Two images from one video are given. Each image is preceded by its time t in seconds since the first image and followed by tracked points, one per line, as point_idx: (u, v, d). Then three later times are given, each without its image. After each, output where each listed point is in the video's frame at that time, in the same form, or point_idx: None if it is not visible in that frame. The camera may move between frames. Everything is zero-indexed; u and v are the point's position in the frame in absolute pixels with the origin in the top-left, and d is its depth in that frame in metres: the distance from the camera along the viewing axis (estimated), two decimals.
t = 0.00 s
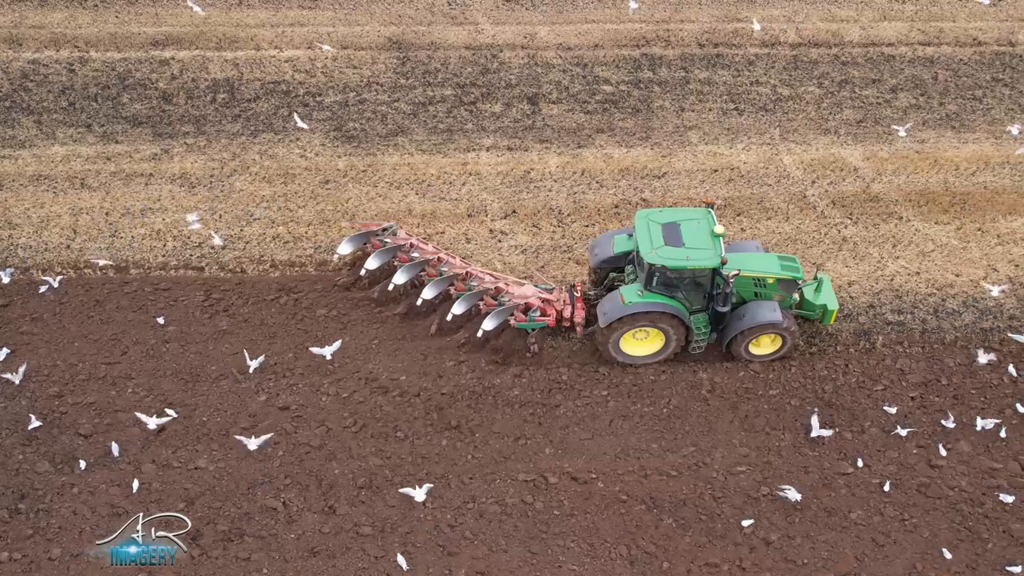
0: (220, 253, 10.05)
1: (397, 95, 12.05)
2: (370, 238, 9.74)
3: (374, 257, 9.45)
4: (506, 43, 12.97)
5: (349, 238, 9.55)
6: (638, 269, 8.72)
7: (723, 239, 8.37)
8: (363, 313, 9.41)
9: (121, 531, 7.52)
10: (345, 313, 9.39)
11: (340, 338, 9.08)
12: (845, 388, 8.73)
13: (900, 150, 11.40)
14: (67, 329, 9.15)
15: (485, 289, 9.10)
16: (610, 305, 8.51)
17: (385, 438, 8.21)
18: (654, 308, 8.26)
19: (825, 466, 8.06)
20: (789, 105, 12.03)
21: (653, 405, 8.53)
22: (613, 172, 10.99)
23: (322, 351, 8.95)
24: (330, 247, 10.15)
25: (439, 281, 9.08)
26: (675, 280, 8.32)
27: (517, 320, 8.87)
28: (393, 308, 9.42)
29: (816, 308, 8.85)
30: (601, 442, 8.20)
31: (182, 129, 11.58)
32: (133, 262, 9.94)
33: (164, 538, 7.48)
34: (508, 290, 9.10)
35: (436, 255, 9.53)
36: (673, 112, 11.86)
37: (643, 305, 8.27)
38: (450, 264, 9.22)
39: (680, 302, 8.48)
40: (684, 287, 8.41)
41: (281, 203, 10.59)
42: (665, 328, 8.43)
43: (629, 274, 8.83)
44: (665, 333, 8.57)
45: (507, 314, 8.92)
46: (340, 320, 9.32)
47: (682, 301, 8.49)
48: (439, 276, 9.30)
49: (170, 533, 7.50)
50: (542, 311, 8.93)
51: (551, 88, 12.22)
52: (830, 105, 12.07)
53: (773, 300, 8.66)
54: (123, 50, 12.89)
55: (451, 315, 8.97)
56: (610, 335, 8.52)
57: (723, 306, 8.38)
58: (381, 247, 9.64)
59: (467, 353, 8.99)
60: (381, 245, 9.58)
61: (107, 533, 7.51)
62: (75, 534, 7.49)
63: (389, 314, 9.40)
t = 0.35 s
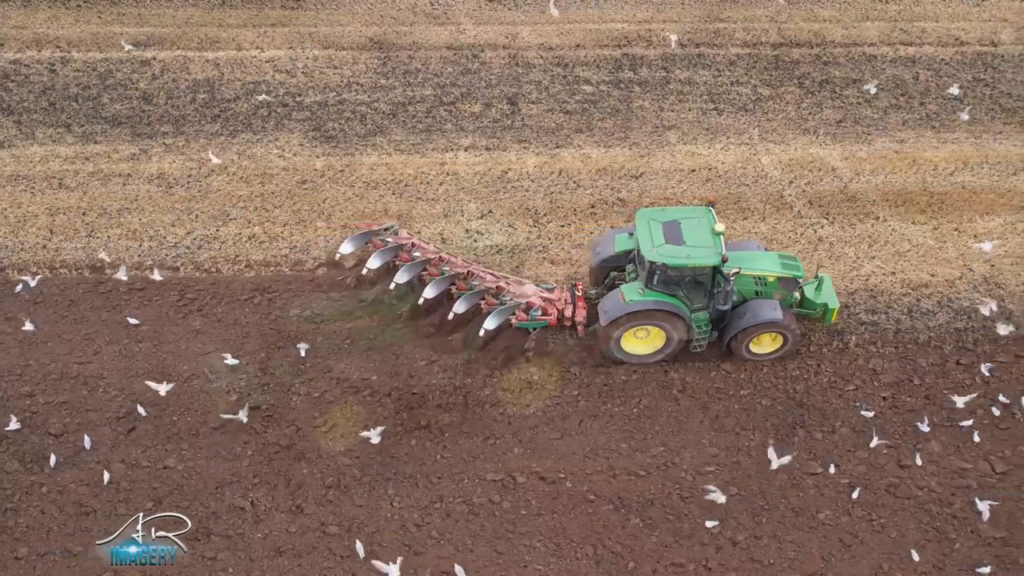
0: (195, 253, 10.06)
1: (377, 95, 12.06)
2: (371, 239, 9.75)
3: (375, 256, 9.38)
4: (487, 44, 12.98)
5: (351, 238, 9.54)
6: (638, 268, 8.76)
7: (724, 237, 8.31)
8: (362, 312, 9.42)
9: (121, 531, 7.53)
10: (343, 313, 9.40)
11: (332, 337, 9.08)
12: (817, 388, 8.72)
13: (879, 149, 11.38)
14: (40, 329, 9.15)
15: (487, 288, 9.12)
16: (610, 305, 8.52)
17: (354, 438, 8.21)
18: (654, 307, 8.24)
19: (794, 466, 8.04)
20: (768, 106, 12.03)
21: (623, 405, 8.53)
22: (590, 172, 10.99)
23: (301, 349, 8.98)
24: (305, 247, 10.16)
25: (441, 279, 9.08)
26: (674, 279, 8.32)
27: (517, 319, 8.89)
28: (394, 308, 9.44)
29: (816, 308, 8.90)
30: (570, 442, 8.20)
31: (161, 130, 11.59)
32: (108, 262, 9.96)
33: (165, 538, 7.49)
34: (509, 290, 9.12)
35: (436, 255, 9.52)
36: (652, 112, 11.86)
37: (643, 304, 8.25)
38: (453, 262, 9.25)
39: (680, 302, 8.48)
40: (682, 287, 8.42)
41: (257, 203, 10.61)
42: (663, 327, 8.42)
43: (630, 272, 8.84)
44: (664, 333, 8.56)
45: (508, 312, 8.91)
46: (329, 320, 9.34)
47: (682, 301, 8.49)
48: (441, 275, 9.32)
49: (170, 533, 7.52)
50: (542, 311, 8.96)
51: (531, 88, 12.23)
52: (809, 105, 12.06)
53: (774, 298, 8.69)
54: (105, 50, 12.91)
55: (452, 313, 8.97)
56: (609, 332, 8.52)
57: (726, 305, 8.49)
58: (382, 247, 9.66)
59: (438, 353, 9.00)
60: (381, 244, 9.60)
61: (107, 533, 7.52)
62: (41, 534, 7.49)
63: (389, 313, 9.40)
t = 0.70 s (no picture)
0: (178, 278, 10.41)
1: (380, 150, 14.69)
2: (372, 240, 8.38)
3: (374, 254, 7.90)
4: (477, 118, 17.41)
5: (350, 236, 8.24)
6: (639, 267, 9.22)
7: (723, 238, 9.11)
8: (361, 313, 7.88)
9: (120, 531, 6.93)
10: (336, 314, 7.82)
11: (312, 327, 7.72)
12: (787, 388, 8.79)
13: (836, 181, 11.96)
14: (23, 326, 9.56)
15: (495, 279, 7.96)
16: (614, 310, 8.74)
17: (349, 430, 7.50)
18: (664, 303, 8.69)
19: (762, 466, 7.86)
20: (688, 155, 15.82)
21: (595, 408, 8.50)
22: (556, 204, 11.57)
23: (302, 348, 7.91)
24: (287, 272, 10.51)
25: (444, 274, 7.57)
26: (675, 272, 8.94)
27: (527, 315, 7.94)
28: (397, 306, 7.91)
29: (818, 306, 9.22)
30: (542, 441, 8.09)
31: (148, 157, 12.13)
32: (90, 284, 10.21)
33: (162, 538, 6.85)
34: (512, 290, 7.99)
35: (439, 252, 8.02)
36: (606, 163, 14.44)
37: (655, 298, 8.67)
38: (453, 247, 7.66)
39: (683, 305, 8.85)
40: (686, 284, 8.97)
41: (233, 204, 11.52)
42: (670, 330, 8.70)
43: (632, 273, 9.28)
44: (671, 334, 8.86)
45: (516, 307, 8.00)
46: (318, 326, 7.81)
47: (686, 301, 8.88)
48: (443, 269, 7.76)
49: (167, 534, 6.88)
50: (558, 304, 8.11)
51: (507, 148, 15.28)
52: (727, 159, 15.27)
53: (774, 298, 9.07)
54: (86, 50, 14.02)
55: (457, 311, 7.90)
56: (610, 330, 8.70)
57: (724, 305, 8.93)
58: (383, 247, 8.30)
59: (432, 347, 8.05)
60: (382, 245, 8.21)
61: (104, 534, 6.93)
62: None
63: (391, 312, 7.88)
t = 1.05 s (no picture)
0: (229, 284, 10.68)
1: (403, 172, 15.08)
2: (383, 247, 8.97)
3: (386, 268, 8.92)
4: (494, 139, 17.73)
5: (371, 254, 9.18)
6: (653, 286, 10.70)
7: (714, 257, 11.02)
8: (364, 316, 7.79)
9: (122, 531, 6.73)
10: (339, 317, 7.71)
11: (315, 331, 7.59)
12: (822, 399, 8.93)
13: (841, 253, 12.78)
14: (81, 320, 9.84)
15: (499, 281, 7.86)
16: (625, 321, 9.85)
17: (357, 431, 7.63)
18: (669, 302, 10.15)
19: (794, 463, 7.92)
20: (704, 175, 16.17)
21: (634, 408, 8.66)
22: (581, 253, 12.22)
23: (305, 351, 7.78)
24: (337, 285, 10.76)
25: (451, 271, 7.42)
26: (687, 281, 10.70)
27: (530, 316, 7.95)
28: (401, 307, 7.82)
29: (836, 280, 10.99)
30: (587, 433, 8.18)
31: (206, 209, 13.05)
32: (145, 287, 10.55)
33: (167, 538, 6.65)
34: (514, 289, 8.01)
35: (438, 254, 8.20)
36: (624, 191, 14.91)
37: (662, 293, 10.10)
38: (459, 248, 7.45)
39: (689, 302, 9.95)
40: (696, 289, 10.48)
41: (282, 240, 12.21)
42: (674, 321, 9.64)
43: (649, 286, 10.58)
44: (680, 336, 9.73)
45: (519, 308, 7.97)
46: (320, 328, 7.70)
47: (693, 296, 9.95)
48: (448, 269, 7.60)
49: (172, 533, 6.69)
50: (560, 306, 8.11)
51: (526, 169, 15.67)
52: (741, 185, 15.70)
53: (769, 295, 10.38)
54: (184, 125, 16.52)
55: (462, 312, 7.81)
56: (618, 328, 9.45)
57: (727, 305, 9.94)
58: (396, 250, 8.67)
59: (436, 348, 7.97)
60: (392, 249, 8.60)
61: (106, 534, 6.71)
62: (45, 501, 7.17)
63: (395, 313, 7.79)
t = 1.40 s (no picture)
0: (264, 280, 10.79)
1: (426, 170, 15.16)
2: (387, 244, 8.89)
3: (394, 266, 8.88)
4: (512, 138, 17.84)
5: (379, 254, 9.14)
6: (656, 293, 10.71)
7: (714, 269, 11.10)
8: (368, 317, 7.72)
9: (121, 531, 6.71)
10: (342, 318, 7.64)
11: (319, 332, 7.51)
12: (856, 394, 9.04)
13: (864, 250, 12.88)
14: (121, 315, 9.94)
15: (504, 282, 7.85)
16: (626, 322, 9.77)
17: (359, 433, 7.61)
18: (672, 303, 10.15)
19: (832, 457, 8.03)
20: (723, 173, 16.30)
21: (671, 403, 8.76)
22: (607, 250, 12.31)
23: (308, 353, 7.66)
24: (370, 282, 10.87)
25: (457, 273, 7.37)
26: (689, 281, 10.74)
27: (535, 317, 7.96)
28: (404, 308, 7.78)
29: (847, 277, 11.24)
30: (627, 427, 8.28)
31: (235, 207, 13.16)
32: (182, 283, 10.65)
33: (164, 538, 6.62)
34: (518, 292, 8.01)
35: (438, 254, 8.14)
36: (645, 189, 15.01)
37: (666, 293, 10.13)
38: (464, 250, 7.42)
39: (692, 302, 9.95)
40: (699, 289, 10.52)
41: (312, 235, 12.30)
42: (675, 321, 9.67)
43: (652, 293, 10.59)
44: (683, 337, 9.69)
45: (524, 310, 7.98)
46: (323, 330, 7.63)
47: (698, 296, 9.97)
48: (455, 271, 7.56)
49: (170, 534, 6.66)
50: (564, 308, 8.13)
51: (547, 168, 15.80)
52: (760, 183, 15.83)
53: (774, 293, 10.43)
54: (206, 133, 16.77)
55: (466, 313, 7.79)
56: (621, 329, 9.41)
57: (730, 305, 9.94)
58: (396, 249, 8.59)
59: (440, 349, 7.91)
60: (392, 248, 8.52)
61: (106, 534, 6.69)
62: (99, 496, 7.26)
63: (399, 314, 7.74)
